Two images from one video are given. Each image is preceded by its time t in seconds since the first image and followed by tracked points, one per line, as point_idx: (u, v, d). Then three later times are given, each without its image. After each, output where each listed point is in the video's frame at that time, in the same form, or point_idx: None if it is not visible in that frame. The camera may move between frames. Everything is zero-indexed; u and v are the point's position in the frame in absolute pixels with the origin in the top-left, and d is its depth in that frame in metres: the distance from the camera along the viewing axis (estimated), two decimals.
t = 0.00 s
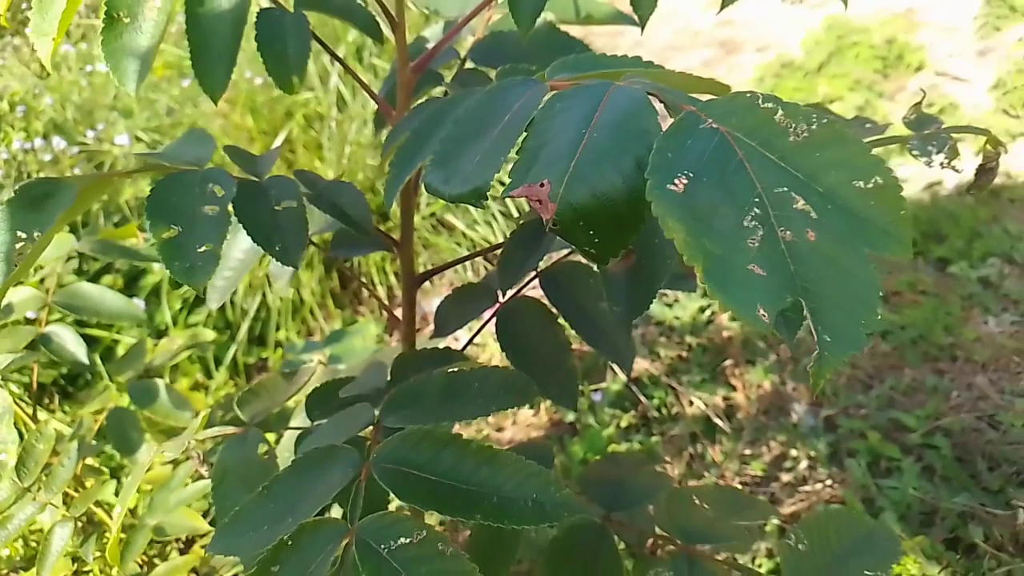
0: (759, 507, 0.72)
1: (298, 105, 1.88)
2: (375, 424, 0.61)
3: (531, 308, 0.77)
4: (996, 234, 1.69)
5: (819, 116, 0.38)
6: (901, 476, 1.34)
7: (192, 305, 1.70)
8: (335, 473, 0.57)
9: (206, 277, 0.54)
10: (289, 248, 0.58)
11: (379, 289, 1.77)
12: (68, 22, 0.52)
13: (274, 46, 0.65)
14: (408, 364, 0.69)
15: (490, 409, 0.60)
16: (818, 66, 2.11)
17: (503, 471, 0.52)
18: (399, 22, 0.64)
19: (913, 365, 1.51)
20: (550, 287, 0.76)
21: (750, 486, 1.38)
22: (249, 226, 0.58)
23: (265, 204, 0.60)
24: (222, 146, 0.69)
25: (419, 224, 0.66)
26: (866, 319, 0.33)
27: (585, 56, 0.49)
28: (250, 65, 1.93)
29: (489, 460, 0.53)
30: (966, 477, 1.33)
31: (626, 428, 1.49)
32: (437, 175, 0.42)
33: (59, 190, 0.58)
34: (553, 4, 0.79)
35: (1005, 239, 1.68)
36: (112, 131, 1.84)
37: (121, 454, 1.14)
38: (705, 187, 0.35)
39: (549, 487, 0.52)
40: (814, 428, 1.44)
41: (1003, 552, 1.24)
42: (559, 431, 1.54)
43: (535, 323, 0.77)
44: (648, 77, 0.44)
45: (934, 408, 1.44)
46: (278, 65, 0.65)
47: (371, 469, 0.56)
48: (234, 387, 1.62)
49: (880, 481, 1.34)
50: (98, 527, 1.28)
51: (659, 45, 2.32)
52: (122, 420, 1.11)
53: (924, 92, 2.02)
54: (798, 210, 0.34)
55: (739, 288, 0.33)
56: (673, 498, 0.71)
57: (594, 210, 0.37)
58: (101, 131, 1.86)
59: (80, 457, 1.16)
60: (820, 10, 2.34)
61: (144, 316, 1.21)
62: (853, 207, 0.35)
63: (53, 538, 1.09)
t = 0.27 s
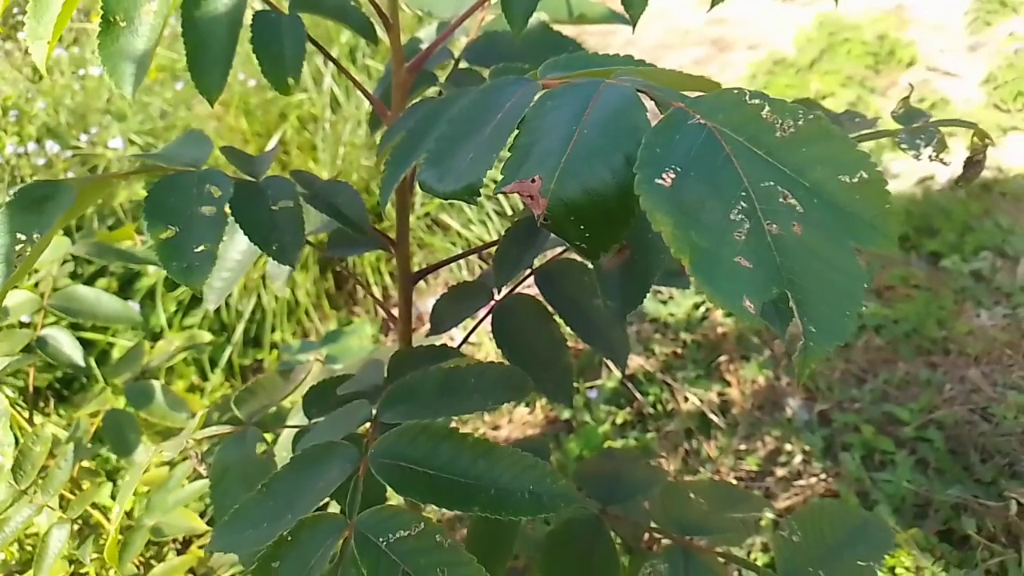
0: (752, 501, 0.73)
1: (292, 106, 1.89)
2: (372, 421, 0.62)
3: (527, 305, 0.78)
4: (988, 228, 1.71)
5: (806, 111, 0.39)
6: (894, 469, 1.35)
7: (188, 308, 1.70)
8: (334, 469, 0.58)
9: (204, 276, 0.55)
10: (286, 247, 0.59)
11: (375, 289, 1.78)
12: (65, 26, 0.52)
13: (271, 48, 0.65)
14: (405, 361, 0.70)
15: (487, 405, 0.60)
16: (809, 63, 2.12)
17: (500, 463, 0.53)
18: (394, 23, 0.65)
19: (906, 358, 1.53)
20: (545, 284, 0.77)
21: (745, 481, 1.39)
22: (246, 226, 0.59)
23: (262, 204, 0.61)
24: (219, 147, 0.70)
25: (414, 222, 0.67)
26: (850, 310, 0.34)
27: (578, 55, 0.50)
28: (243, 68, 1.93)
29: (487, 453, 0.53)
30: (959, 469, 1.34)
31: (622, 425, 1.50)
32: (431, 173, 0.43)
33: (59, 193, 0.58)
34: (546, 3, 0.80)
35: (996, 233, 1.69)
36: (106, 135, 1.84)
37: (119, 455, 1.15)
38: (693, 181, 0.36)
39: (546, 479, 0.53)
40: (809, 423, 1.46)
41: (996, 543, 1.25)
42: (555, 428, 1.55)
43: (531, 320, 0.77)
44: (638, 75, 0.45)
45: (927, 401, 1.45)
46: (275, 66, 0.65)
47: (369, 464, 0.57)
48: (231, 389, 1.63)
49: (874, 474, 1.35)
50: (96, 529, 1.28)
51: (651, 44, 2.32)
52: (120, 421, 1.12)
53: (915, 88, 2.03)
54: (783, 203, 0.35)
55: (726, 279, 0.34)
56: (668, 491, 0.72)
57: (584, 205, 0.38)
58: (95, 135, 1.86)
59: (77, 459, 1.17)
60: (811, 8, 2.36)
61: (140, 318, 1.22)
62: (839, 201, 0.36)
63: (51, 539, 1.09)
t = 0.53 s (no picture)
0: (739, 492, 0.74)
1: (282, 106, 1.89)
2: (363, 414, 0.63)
3: (516, 300, 0.78)
4: (973, 225, 1.73)
5: (789, 105, 0.40)
6: (882, 464, 1.37)
7: (177, 307, 1.70)
8: (326, 462, 0.58)
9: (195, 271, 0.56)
10: (277, 242, 0.59)
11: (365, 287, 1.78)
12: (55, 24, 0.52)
13: (261, 45, 0.66)
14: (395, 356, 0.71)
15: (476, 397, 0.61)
16: (797, 62, 2.14)
17: (490, 455, 0.54)
18: (383, 19, 0.66)
19: (893, 354, 1.54)
20: (534, 279, 0.78)
21: (734, 477, 1.40)
22: (236, 221, 0.60)
23: (253, 200, 0.61)
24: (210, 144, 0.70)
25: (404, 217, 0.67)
26: (831, 297, 0.35)
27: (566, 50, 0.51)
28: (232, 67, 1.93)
29: (477, 445, 0.54)
30: (945, 463, 1.36)
31: (612, 421, 1.50)
32: (420, 166, 0.44)
33: (50, 189, 0.59)
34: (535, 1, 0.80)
35: (981, 230, 1.72)
36: (94, 134, 1.83)
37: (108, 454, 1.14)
38: (676, 173, 0.37)
39: (535, 470, 0.54)
40: (797, 418, 1.47)
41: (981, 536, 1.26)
42: (546, 425, 1.55)
43: (520, 315, 0.78)
44: (624, 71, 0.46)
45: (914, 396, 1.46)
46: (266, 63, 0.66)
47: (360, 457, 0.57)
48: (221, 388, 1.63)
49: (862, 469, 1.37)
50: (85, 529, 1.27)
51: (640, 43, 2.33)
52: (110, 420, 1.12)
53: (902, 86, 2.05)
54: (765, 194, 0.36)
55: (709, 268, 0.35)
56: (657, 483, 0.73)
57: (570, 197, 0.39)
58: (83, 135, 1.85)
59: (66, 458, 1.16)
60: (799, 8, 2.38)
61: (130, 317, 1.22)
62: (820, 192, 0.37)
63: (40, 538, 1.09)
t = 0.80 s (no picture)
0: (722, 484, 0.75)
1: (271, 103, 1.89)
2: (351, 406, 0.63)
3: (504, 295, 0.79)
4: (957, 223, 1.75)
5: (770, 98, 0.41)
6: (865, 459, 1.38)
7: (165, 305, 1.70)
8: (313, 453, 0.59)
9: (182, 263, 0.56)
10: (264, 235, 0.60)
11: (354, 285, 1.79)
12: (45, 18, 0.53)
13: (250, 40, 0.66)
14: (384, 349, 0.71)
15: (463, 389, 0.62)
16: (784, 62, 2.15)
17: (477, 445, 0.55)
18: (371, 14, 0.66)
19: (877, 351, 1.56)
20: (521, 274, 0.78)
21: (720, 473, 1.42)
22: (223, 214, 0.60)
23: (241, 194, 0.62)
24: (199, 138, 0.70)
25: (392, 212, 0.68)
26: (810, 285, 0.36)
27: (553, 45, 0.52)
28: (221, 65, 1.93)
29: (464, 435, 0.55)
30: (927, 459, 1.37)
31: (600, 418, 1.51)
32: (408, 158, 0.44)
33: (38, 182, 0.59)
34: None
35: (965, 229, 1.74)
36: (81, 132, 1.82)
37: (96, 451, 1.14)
38: (660, 163, 0.38)
39: (520, 461, 0.55)
40: (782, 415, 1.48)
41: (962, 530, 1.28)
42: (534, 422, 1.56)
43: (507, 310, 0.79)
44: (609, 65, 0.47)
45: (897, 392, 1.48)
46: (254, 58, 0.66)
47: (347, 448, 0.58)
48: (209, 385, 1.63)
49: (845, 464, 1.38)
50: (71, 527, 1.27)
51: (629, 42, 2.35)
52: (97, 416, 1.12)
53: (888, 86, 2.07)
54: (746, 184, 0.37)
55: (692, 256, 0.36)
56: (642, 476, 0.74)
57: (555, 188, 0.40)
58: (70, 132, 1.85)
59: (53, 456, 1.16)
60: (785, 8, 2.40)
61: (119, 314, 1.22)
62: (800, 182, 0.38)
63: (26, 535, 1.09)
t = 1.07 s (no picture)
0: (702, 481, 0.76)
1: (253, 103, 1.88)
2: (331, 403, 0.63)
3: (485, 294, 0.80)
4: (936, 224, 1.77)
5: (745, 94, 0.41)
6: (846, 458, 1.39)
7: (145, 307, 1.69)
8: (292, 450, 0.59)
9: (160, 258, 0.56)
10: (243, 232, 0.60)
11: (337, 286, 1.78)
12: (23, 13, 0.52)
13: (229, 36, 0.66)
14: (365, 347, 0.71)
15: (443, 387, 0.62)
16: (766, 64, 2.17)
17: (457, 442, 0.55)
18: (350, 12, 0.66)
19: (857, 351, 1.58)
20: (503, 272, 0.79)
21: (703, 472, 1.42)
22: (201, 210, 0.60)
23: (219, 190, 0.62)
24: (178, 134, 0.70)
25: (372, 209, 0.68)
26: (784, 279, 0.36)
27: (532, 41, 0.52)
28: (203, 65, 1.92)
29: (444, 432, 0.55)
30: (907, 457, 1.39)
31: (584, 419, 1.52)
32: (387, 154, 0.44)
33: (14, 177, 0.58)
34: None
35: (944, 230, 1.76)
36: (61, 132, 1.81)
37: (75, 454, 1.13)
38: (637, 158, 0.38)
39: (500, 458, 0.55)
40: (764, 414, 1.49)
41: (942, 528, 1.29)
42: (518, 422, 1.56)
43: (488, 309, 0.79)
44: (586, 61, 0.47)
45: (878, 392, 1.49)
46: (233, 54, 0.66)
47: (326, 446, 0.58)
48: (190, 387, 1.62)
49: (827, 463, 1.39)
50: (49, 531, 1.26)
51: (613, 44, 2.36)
52: (76, 418, 1.11)
53: (868, 88, 2.08)
54: (722, 179, 0.37)
55: (670, 251, 0.36)
56: (622, 474, 0.74)
57: (534, 184, 0.40)
58: (49, 132, 1.83)
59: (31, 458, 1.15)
60: (767, 11, 2.42)
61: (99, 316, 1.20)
62: (775, 177, 0.38)
63: (2, 540, 1.07)
